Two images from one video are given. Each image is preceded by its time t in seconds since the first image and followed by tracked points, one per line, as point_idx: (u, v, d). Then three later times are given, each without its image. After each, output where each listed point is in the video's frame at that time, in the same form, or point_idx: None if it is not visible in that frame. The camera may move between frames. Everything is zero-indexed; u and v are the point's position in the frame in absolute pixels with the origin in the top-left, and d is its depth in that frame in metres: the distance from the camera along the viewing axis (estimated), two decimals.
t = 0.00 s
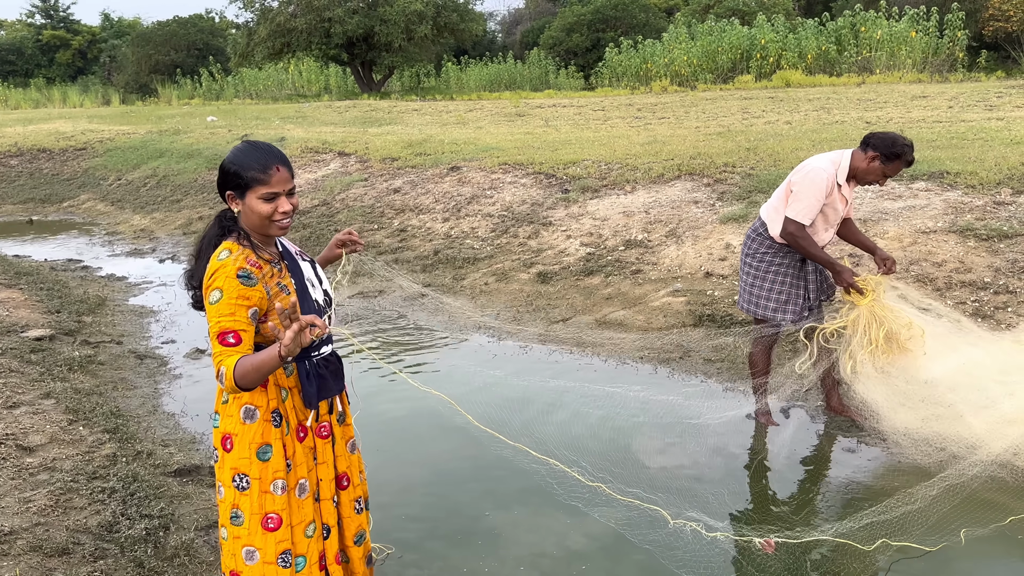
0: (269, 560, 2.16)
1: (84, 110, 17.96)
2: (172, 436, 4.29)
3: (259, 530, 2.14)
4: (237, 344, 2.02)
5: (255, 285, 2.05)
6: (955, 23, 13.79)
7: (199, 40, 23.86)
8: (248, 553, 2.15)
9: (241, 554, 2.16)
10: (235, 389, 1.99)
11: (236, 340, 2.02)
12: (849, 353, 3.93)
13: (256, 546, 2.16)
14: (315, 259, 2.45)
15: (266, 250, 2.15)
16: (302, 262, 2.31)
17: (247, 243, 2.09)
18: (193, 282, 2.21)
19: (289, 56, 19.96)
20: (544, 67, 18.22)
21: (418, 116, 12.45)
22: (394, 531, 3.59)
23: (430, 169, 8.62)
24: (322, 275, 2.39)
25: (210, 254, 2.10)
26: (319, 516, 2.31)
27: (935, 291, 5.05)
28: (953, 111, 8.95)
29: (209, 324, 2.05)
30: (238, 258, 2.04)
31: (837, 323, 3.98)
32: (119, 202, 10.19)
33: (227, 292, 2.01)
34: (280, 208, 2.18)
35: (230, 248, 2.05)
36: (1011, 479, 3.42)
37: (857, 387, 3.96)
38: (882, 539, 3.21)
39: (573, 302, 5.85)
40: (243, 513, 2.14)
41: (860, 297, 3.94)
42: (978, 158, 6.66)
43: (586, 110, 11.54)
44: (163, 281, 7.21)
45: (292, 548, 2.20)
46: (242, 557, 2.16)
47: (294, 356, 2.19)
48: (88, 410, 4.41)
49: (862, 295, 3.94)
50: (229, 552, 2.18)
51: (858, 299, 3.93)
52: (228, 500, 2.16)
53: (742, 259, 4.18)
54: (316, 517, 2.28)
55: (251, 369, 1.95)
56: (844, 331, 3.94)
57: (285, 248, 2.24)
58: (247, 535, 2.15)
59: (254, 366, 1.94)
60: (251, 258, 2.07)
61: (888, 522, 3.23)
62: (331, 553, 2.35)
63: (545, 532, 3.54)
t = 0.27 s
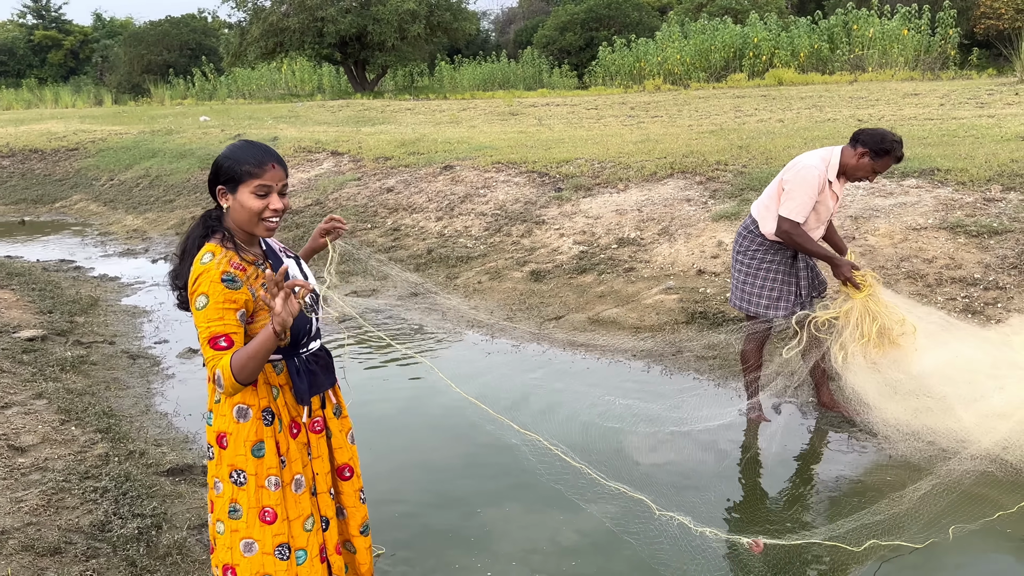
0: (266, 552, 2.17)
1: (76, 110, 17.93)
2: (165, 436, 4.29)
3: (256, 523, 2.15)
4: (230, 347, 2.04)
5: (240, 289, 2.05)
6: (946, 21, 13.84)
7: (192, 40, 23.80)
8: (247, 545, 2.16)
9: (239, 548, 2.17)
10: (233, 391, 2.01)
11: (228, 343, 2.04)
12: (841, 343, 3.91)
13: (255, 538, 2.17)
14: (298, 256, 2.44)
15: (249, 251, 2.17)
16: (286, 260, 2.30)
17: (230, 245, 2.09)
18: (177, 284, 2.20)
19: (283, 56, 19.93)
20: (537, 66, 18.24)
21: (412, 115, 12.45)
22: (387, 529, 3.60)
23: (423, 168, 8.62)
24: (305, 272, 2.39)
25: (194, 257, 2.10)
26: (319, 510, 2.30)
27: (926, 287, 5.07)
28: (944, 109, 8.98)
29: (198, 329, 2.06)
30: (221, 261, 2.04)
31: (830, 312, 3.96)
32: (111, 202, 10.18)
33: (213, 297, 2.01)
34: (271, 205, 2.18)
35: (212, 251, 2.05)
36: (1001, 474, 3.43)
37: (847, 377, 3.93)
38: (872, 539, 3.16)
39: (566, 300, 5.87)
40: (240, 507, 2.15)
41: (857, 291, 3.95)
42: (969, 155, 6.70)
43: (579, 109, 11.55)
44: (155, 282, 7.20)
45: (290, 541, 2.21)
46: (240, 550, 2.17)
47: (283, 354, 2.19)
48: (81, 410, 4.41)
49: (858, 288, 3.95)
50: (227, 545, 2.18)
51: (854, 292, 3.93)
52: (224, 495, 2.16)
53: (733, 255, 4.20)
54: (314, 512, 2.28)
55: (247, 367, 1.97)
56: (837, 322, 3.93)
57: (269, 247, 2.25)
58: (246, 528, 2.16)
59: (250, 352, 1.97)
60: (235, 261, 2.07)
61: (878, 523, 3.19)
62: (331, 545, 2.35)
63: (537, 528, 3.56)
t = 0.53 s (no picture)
0: (265, 543, 2.20)
1: (70, 109, 17.89)
2: (160, 435, 4.28)
3: (253, 517, 2.17)
4: (233, 338, 2.04)
5: (236, 282, 2.06)
6: (941, 20, 13.87)
7: (187, 38, 23.73)
8: (246, 537, 2.17)
9: (237, 542, 2.17)
10: (246, 379, 2.02)
11: (231, 335, 2.04)
12: (844, 338, 3.93)
13: (253, 531, 2.18)
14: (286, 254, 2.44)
15: (243, 248, 2.17)
16: (277, 257, 2.31)
17: (223, 242, 2.09)
18: (168, 284, 2.22)
19: (278, 54, 19.88)
20: (532, 65, 18.24)
21: (407, 114, 12.44)
22: (382, 527, 3.61)
23: (419, 167, 8.62)
24: (295, 271, 2.39)
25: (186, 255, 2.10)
26: (314, 505, 2.32)
27: (920, 285, 5.10)
28: (939, 108, 9.01)
29: (197, 324, 2.04)
30: (217, 257, 2.04)
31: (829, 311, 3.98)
32: (106, 201, 10.15)
33: (213, 291, 2.01)
34: (260, 200, 2.20)
35: (206, 248, 2.05)
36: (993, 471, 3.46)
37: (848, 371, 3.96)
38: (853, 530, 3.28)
39: (561, 299, 5.88)
40: (236, 502, 2.15)
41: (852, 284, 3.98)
42: (963, 154, 6.72)
43: (574, 107, 11.55)
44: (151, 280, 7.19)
45: (286, 534, 2.23)
46: (238, 544, 2.17)
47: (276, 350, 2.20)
48: (75, 409, 4.40)
49: (858, 280, 3.97)
50: (223, 540, 2.16)
51: (851, 285, 3.96)
52: (216, 493, 2.15)
53: (727, 255, 4.19)
54: (309, 506, 2.29)
55: (263, 353, 2.01)
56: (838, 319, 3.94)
57: (258, 246, 2.25)
58: (243, 521, 2.16)
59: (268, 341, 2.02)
60: (229, 257, 2.07)
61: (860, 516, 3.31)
62: (330, 538, 2.36)
63: (531, 525, 3.57)
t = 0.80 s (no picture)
0: (253, 538, 2.21)
1: (73, 107, 17.90)
2: (161, 432, 4.29)
3: (240, 512, 2.18)
4: (224, 337, 2.05)
5: (226, 278, 2.06)
6: (943, 21, 13.87)
7: (189, 36, 23.75)
8: (235, 533, 2.18)
9: (225, 537, 2.17)
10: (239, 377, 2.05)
11: (222, 334, 2.05)
12: (855, 328, 3.86)
13: (242, 526, 2.19)
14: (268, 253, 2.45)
15: (227, 245, 2.17)
16: (259, 256, 2.31)
17: (209, 237, 2.10)
18: (152, 278, 2.21)
19: (280, 53, 19.89)
20: (535, 65, 18.27)
21: (409, 113, 12.44)
22: (382, 525, 3.61)
23: (421, 166, 8.62)
24: (278, 269, 2.39)
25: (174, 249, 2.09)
26: (301, 501, 2.32)
27: (920, 286, 5.10)
28: (940, 109, 9.01)
29: (186, 321, 2.04)
30: (206, 253, 2.05)
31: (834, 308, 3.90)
32: (108, 199, 10.17)
33: (203, 287, 2.01)
34: (241, 200, 2.21)
35: (194, 243, 2.06)
36: (993, 471, 3.51)
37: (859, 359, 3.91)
38: (860, 538, 3.18)
39: (562, 299, 5.88)
40: (223, 499, 2.15)
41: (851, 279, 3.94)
42: (964, 155, 6.72)
43: (576, 107, 11.56)
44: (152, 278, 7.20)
45: (273, 529, 2.24)
46: (226, 539, 2.18)
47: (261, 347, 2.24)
48: (77, 406, 4.41)
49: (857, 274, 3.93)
50: (211, 538, 2.16)
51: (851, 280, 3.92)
52: (203, 491, 2.15)
53: (728, 254, 4.17)
54: (295, 502, 2.30)
55: (258, 355, 2.04)
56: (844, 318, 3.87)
57: (243, 244, 2.25)
58: (231, 518, 2.17)
59: (258, 351, 2.05)
60: (217, 253, 2.08)
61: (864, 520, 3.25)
62: (315, 535, 2.34)
63: (531, 523, 3.58)
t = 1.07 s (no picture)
0: (229, 538, 2.25)
1: (86, 104, 18.02)
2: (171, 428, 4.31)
3: (218, 509, 2.22)
4: (190, 330, 2.08)
5: (198, 270, 2.07)
6: (957, 24, 13.79)
7: (202, 35, 23.85)
8: (214, 529, 2.23)
9: (205, 535, 2.22)
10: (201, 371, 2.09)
11: (188, 327, 2.08)
12: (860, 335, 3.80)
13: (220, 522, 2.24)
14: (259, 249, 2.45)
15: (207, 238, 2.17)
16: (245, 250, 2.28)
17: (189, 229, 2.12)
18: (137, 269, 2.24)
19: (292, 52, 19.95)
20: (546, 65, 18.30)
21: (420, 113, 12.46)
22: (391, 524, 3.61)
23: (432, 166, 8.64)
24: (265, 264, 2.38)
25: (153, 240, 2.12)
26: (274, 499, 2.37)
27: (932, 290, 5.06)
28: (954, 112, 8.95)
29: (155, 310, 2.07)
30: (181, 243, 2.06)
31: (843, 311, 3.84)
32: (121, 196, 10.23)
33: (173, 277, 2.03)
34: (227, 197, 2.21)
35: (171, 234, 2.08)
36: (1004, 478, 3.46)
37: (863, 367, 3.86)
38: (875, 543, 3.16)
39: (571, 299, 5.87)
40: (201, 494, 2.20)
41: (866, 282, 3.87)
42: (978, 159, 6.68)
43: (587, 108, 11.55)
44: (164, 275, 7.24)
45: (247, 528, 2.29)
46: (206, 536, 2.22)
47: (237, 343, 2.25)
48: (88, 401, 4.44)
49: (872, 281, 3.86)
50: (190, 533, 2.21)
51: (866, 283, 3.85)
52: (182, 484, 2.20)
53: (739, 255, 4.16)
54: (269, 501, 2.34)
55: (223, 355, 2.09)
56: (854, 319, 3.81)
57: (228, 237, 2.25)
58: (209, 514, 2.21)
59: (227, 350, 2.11)
60: (193, 244, 2.09)
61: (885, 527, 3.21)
62: (290, 532, 2.41)
63: (539, 523, 3.58)
